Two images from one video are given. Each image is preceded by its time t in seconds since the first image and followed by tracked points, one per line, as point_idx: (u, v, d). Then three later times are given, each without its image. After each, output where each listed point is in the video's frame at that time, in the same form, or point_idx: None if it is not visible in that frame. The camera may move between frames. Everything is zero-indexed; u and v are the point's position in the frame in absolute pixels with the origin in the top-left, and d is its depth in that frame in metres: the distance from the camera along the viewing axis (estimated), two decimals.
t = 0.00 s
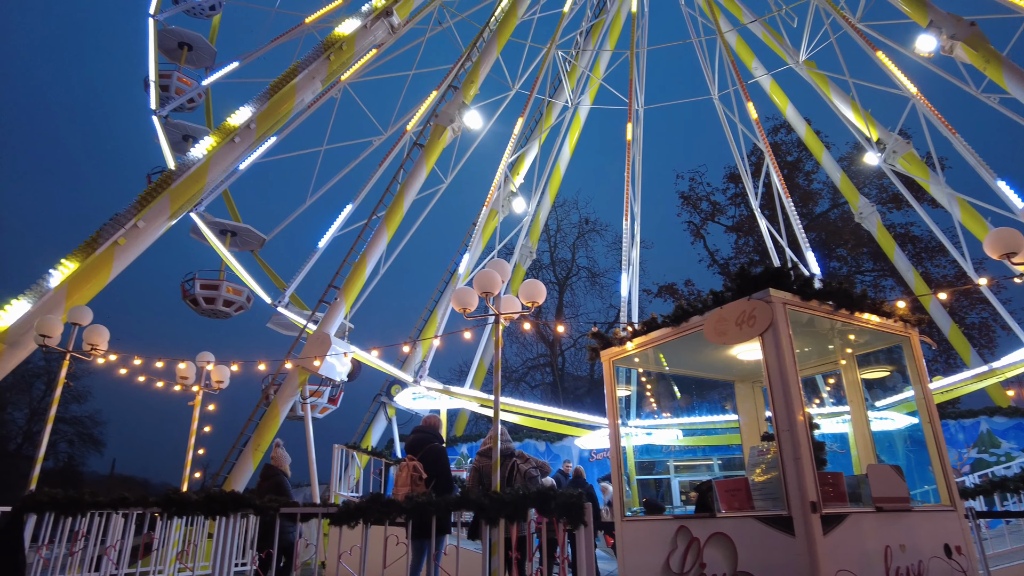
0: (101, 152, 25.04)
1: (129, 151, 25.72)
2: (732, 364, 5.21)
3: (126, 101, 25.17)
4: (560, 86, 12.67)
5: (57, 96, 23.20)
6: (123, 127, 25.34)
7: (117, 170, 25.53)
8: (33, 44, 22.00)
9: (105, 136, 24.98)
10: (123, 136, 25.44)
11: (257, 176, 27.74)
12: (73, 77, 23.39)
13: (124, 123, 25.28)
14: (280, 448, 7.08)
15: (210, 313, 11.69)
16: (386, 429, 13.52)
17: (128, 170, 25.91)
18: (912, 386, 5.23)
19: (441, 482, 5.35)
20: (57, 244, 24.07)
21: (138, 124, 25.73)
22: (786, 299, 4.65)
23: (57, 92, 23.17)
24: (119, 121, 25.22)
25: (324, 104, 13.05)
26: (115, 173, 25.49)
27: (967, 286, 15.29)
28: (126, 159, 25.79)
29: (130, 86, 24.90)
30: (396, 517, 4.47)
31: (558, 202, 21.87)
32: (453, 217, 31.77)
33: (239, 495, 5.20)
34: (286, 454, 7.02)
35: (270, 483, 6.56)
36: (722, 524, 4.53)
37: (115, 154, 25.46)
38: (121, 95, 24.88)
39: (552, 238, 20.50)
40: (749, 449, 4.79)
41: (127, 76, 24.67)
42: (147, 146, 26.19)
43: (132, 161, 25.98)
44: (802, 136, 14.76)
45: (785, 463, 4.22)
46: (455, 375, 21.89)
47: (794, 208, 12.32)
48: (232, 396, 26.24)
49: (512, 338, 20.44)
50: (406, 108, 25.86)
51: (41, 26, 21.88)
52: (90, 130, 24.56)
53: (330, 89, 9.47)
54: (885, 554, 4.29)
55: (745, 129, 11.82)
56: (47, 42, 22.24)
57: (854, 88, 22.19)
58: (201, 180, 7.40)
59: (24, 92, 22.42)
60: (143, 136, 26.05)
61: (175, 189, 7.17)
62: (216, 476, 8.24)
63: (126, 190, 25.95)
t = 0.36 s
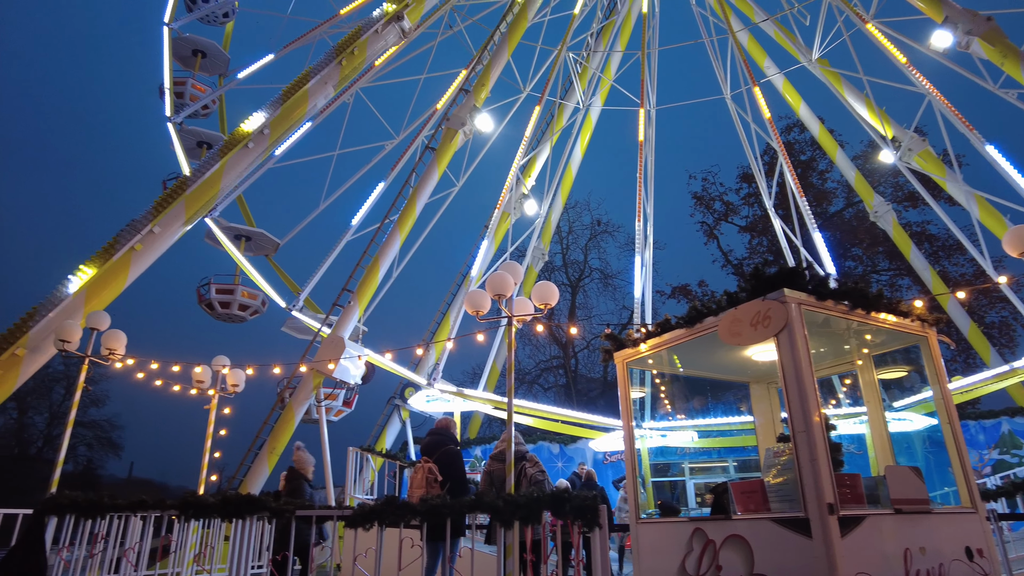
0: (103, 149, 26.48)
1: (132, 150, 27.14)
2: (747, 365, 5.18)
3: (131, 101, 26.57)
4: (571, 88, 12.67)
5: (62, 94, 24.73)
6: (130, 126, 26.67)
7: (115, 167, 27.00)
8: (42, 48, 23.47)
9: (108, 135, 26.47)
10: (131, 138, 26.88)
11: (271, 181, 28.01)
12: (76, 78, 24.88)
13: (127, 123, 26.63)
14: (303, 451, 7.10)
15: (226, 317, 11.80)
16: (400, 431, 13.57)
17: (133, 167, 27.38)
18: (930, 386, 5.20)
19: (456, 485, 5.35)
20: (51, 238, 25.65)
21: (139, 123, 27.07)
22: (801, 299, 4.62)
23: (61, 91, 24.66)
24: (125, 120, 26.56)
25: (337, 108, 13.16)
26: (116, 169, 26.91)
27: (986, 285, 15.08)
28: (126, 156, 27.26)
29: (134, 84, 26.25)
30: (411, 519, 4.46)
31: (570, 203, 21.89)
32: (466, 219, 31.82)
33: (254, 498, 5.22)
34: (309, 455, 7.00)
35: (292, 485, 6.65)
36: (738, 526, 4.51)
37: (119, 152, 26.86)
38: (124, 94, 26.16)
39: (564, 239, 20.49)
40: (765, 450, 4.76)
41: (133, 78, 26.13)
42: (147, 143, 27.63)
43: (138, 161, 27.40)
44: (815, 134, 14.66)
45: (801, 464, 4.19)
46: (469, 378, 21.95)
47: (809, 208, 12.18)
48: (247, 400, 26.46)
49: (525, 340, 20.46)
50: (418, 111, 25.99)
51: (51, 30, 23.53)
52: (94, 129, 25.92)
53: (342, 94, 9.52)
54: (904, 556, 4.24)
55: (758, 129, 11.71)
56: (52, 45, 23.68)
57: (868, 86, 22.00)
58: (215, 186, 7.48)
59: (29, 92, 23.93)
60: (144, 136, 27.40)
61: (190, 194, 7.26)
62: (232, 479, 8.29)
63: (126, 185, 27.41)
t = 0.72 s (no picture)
0: (113, 149, 26.86)
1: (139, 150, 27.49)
2: (761, 365, 5.15)
3: (133, 100, 26.78)
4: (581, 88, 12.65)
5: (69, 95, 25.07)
6: (132, 126, 26.99)
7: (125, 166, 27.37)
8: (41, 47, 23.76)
9: (116, 136, 26.79)
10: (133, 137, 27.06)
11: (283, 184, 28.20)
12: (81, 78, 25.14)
13: (135, 124, 27.03)
14: (331, 451, 7.16)
15: (240, 320, 11.87)
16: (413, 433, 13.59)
17: (142, 169, 27.77)
18: (948, 385, 5.14)
19: (470, 486, 5.35)
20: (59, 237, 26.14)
21: (148, 124, 27.42)
22: (815, 298, 4.57)
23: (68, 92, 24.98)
24: (129, 120, 26.91)
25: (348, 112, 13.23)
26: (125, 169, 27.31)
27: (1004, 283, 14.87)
28: (136, 157, 27.64)
29: (142, 85, 26.72)
30: (425, 521, 4.48)
31: (581, 204, 21.86)
32: (477, 220, 31.88)
33: (269, 500, 5.25)
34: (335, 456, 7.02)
35: (318, 485, 6.81)
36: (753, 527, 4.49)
37: (129, 153, 27.25)
38: (127, 93, 26.52)
39: (575, 240, 20.46)
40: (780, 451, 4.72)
41: (133, 77, 26.42)
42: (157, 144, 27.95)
43: (143, 161, 27.79)
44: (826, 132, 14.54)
45: (817, 465, 4.16)
46: (480, 379, 21.97)
47: (823, 206, 12.08)
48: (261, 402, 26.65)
49: (537, 341, 20.46)
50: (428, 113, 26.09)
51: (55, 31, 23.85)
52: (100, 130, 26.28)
53: (353, 97, 9.56)
54: (923, 558, 4.19)
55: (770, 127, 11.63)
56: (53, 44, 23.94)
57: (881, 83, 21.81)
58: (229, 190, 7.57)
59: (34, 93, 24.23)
60: (154, 137, 27.76)
61: (204, 199, 7.35)
62: (247, 480, 8.33)
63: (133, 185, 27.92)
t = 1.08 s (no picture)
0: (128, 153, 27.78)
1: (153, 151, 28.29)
2: (781, 366, 5.11)
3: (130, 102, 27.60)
4: (595, 88, 12.65)
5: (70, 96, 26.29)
6: (128, 126, 27.62)
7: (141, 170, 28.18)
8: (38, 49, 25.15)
9: (130, 137, 27.76)
10: (130, 139, 27.78)
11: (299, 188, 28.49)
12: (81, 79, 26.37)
13: (139, 125, 27.80)
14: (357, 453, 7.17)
15: (258, 323, 11.98)
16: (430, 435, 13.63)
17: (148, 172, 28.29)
18: (972, 383, 5.06)
19: (490, 489, 5.34)
20: (78, 237, 27.19)
21: (157, 124, 28.15)
22: (836, 297, 4.52)
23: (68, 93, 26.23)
24: (125, 121, 27.55)
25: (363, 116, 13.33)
26: (139, 171, 28.19)
27: None
28: (153, 161, 28.47)
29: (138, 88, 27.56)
30: (444, 522, 4.49)
31: (596, 204, 21.83)
32: (492, 222, 31.98)
33: (289, 502, 5.30)
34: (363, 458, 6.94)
35: (346, 489, 6.72)
36: (774, 528, 4.45)
37: (146, 155, 28.01)
38: (123, 95, 27.37)
39: (590, 240, 20.42)
40: (801, 452, 4.66)
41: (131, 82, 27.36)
42: (172, 147, 28.78)
43: (146, 165, 28.22)
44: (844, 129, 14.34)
45: (839, 465, 4.11)
46: (497, 381, 22.02)
47: (841, 203, 11.93)
48: (280, 404, 26.91)
49: (553, 342, 20.47)
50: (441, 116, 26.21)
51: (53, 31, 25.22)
52: (111, 130, 27.33)
53: (368, 101, 9.61)
54: (950, 560, 4.14)
55: (787, 124, 11.54)
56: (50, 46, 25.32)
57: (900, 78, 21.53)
58: (247, 195, 7.65)
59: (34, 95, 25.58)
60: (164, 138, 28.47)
61: (223, 204, 7.43)
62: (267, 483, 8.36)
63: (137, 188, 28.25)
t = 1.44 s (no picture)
0: (138, 158, 28.16)
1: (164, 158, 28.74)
2: (804, 365, 5.02)
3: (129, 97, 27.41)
4: (612, 88, 12.60)
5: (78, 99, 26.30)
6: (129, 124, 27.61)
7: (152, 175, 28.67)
8: (41, 49, 24.64)
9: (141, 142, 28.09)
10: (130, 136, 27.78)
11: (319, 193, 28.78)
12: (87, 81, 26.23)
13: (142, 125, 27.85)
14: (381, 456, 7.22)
15: (279, 327, 12.10)
16: (450, 437, 13.66)
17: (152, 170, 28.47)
18: (1003, 381, 4.97)
19: (514, 492, 5.35)
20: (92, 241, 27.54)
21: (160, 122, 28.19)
22: (860, 295, 4.46)
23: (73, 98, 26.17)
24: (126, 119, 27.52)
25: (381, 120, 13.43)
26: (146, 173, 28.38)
27: None
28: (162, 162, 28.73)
29: (138, 85, 27.32)
30: (467, 524, 4.50)
31: (615, 204, 21.71)
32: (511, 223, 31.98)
33: (312, 505, 5.35)
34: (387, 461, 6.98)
35: (371, 492, 6.77)
36: (800, 530, 4.39)
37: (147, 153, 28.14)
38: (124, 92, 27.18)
39: (609, 240, 20.33)
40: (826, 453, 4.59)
41: (132, 78, 27.13)
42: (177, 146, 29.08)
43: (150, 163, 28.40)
44: (866, 124, 14.11)
45: (866, 466, 4.05)
46: (517, 383, 22.03)
47: (864, 200, 11.75)
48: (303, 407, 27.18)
49: (572, 343, 20.42)
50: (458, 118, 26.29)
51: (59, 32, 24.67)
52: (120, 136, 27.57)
53: (385, 105, 9.67)
54: (983, 562, 4.08)
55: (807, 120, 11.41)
56: (54, 45, 24.82)
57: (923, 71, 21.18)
58: (268, 200, 7.74)
59: (42, 99, 25.59)
60: (167, 137, 28.55)
61: (244, 209, 7.52)
62: (290, 486, 8.45)
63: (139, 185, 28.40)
